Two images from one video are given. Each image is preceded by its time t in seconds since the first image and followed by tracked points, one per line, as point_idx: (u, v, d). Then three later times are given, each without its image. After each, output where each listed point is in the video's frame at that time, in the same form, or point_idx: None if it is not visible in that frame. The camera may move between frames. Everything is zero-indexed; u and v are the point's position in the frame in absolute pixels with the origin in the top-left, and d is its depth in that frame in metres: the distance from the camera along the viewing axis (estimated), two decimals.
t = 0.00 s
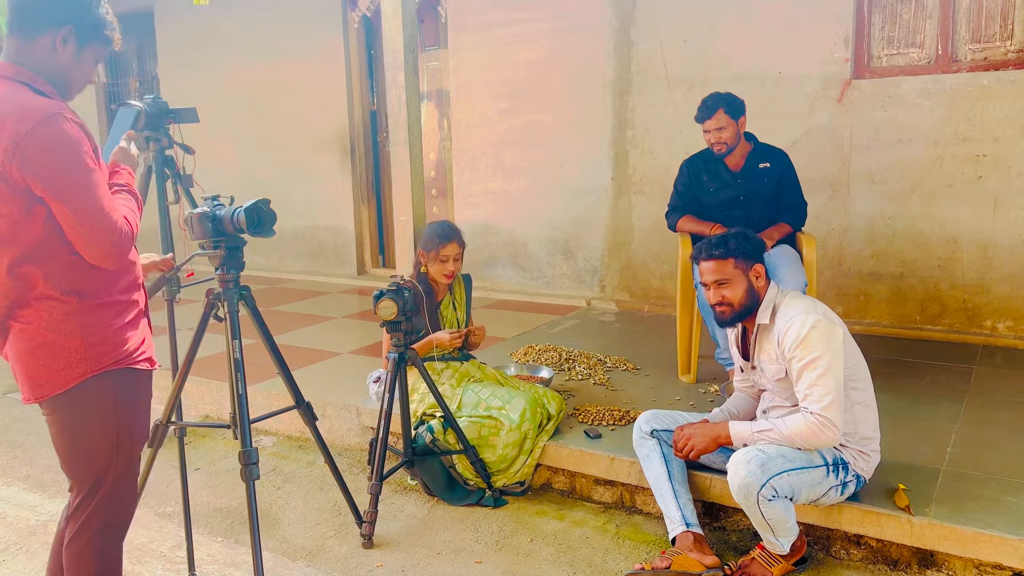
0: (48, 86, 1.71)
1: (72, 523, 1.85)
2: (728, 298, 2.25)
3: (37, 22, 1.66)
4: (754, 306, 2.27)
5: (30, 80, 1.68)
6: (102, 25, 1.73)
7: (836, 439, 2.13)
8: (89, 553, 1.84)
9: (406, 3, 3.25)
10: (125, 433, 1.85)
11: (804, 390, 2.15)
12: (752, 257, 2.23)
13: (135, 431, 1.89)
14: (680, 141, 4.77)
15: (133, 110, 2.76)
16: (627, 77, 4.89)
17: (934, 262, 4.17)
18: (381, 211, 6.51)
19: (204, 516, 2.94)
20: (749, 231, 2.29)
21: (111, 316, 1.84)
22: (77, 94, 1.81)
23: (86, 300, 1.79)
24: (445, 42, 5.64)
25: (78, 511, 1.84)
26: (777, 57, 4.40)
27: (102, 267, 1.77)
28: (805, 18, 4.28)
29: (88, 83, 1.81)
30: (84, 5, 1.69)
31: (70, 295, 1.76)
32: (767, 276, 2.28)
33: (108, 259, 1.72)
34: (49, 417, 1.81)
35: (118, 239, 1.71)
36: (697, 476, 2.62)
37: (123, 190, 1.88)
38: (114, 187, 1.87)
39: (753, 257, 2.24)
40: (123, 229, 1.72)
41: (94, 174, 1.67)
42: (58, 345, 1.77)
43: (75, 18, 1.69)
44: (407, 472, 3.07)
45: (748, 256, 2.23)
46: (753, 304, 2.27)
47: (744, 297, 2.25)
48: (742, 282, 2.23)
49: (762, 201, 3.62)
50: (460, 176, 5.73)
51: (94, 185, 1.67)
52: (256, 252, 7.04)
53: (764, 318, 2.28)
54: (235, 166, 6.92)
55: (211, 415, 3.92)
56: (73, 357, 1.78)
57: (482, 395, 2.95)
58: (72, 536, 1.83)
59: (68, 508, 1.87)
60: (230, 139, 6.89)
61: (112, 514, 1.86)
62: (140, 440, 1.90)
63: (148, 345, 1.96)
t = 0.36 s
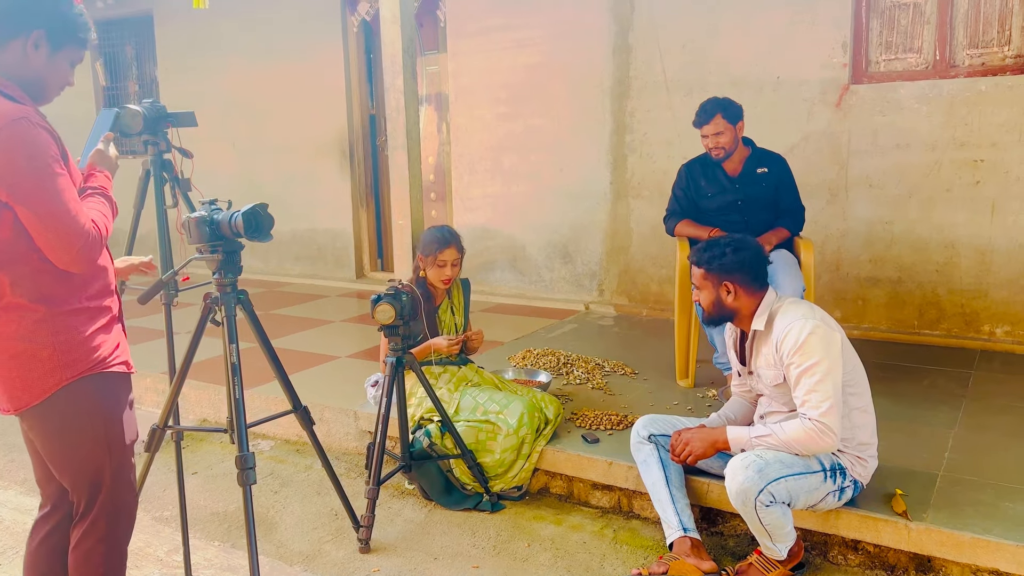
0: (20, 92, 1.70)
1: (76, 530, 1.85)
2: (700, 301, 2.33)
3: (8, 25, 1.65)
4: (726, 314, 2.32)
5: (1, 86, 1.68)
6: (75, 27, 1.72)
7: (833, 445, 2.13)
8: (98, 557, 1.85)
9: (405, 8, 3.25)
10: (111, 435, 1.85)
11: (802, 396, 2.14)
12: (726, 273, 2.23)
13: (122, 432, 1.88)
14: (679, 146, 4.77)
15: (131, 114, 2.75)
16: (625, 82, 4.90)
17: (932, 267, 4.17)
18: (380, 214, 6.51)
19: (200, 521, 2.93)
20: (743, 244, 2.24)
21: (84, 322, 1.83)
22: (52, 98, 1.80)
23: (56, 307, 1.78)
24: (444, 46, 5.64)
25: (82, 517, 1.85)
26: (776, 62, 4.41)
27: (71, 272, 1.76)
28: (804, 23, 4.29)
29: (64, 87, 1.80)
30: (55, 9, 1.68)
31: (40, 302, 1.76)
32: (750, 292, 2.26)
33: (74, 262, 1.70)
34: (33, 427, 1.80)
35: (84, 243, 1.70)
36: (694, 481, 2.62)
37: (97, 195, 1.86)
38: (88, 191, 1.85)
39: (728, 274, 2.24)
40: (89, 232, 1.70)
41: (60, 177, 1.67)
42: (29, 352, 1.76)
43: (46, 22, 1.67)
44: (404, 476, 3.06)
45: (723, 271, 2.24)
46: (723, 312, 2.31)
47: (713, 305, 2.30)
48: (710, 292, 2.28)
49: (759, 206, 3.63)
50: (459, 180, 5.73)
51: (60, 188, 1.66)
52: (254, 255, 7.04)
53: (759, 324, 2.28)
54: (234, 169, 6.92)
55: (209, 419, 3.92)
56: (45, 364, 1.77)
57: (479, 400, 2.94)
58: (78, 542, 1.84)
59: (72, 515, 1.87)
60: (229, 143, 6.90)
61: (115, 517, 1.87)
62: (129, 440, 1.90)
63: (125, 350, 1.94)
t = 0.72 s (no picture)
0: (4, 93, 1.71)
1: (67, 533, 1.85)
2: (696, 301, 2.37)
3: None
4: (718, 319, 2.34)
5: None
6: (58, 27, 1.72)
7: (833, 450, 2.12)
8: (88, 559, 1.84)
9: (406, 12, 3.25)
10: (97, 437, 1.84)
11: (801, 402, 2.14)
12: (710, 283, 2.24)
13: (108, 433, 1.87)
14: (680, 151, 4.78)
15: (133, 117, 2.76)
16: (626, 87, 4.90)
17: (933, 274, 4.17)
18: (381, 218, 6.51)
19: (199, 524, 2.93)
20: (730, 255, 2.22)
21: (68, 324, 1.82)
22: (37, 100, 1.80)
23: (40, 309, 1.78)
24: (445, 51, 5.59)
25: (72, 520, 1.84)
26: (777, 68, 4.41)
27: (55, 273, 1.76)
28: (805, 30, 4.29)
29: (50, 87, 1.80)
30: (35, 8, 1.68)
31: (23, 303, 1.76)
32: (736, 304, 2.26)
33: (57, 263, 1.70)
34: (19, 429, 1.80)
35: (66, 243, 1.69)
36: (694, 487, 2.62)
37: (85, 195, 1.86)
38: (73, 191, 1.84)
39: (712, 285, 2.24)
40: (72, 233, 1.70)
41: (44, 179, 1.67)
42: (14, 353, 1.77)
43: (26, 21, 1.67)
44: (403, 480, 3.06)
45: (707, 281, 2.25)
46: (716, 317, 2.34)
47: (706, 309, 2.34)
48: (700, 296, 2.32)
49: (760, 212, 3.63)
50: (460, 184, 5.73)
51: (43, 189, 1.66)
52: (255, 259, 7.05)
53: (755, 330, 2.28)
54: (235, 172, 6.92)
55: (208, 422, 3.92)
56: (30, 365, 1.77)
57: (479, 404, 2.93)
58: (69, 545, 1.84)
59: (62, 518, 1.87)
60: (230, 146, 6.90)
61: (105, 519, 1.86)
62: (116, 441, 1.89)
63: (110, 351, 1.94)
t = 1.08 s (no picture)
0: (7, 90, 1.70)
1: (64, 532, 1.83)
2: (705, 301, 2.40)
3: None
4: (725, 321, 2.36)
5: None
6: (59, 23, 1.71)
7: (836, 456, 2.09)
8: (85, 558, 1.83)
9: (411, 14, 3.25)
10: (96, 434, 1.83)
11: (802, 408, 2.12)
12: (708, 289, 2.26)
13: (106, 430, 1.86)
14: (683, 156, 4.77)
15: (137, 117, 2.76)
16: (630, 91, 4.90)
17: (936, 281, 4.16)
18: (382, 220, 6.50)
19: (199, 526, 2.92)
20: (726, 263, 2.22)
21: (68, 321, 1.81)
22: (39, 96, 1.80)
23: (40, 306, 1.77)
24: (448, 53, 5.64)
25: (70, 520, 1.83)
26: (781, 73, 4.41)
27: (56, 269, 1.76)
28: (809, 35, 4.29)
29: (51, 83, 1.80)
30: (36, 5, 1.67)
31: (23, 300, 1.75)
32: (735, 309, 2.26)
33: (59, 259, 1.69)
34: (16, 425, 1.79)
35: (68, 239, 1.69)
36: (696, 493, 2.60)
37: (88, 191, 1.85)
38: (76, 187, 1.83)
39: (710, 290, 2.26)
40: (74, 229, 1.69)
41: (45, 175, 1.66)
42: (13, 350, 1.75)
43: (27, 18, 1.66)
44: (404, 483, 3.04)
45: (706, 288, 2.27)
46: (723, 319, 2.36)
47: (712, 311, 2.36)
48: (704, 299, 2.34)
49: (763, 217, 3.62)
50: (462, 187, 5.72)
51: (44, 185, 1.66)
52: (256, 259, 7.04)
53: (757, 334, 2.28)
54: (237, 173, 6.92)
55: (209, 423, 3.90)
56: (29, 362, 1.75)
57: (481, 408, 2.92)
58: (66, 545, 1.82)
59: (59, 518, 1.85)
60: (232, 146, 6.90)
61: (102, 518, 1.85)
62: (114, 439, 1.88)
63: (109, 349, 1.93)
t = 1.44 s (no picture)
0: (16, 88, 1.69)
1: (65, 533, 1.82)
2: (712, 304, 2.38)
3: None
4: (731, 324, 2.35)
5: None
6: (67, 22, 1.70)
7: (841, 462, 2.08)
8: (86, 560, 1.82)
9: (416, 14, 3.23)
10: (101, 433, 1.82)
11: (807, 413, 2.10)
12: (714, 293, 2.25)
13: (111, 430, 1.85)
14: (687, 159, 4.76)
15: (141, 115, 2.75)
16: (634, 93, 4.89)
17: (940, 286, 4.15)
18: (384, 220, 6.49)
19: (199, 526, 2.91)
20: (731, 267, 2.20)
21: (76, 319, 1.80)
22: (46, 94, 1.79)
23: (49, 303, 1.76)
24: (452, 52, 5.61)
25: (71, 520, 1.82)
26: (785, 77, 4.40)
27: (66, 266, 1.75)
28: (814, 38, 4.28)
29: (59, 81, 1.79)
30: (45, 4, 1.66)
31: (32, 297, 1.73)
32: (742, 313, 2.25)
33: (69, 256, 1.68)
34: (20, 423, 1.78)
35: (79, 237, 1.68)
36: (700, 498, 2.59)
37: (98, 189, 1.84)
38: (86, 185, 1.83)
39: (715, 294, 2.25)
40: (84, 226, 1.68)
41: (55, 172, 1.65)
42: (21, 348, 1.74)
43: (36, 16, 1.65)
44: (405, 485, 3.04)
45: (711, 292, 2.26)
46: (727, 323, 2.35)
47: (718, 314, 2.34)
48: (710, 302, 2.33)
49: (768, 220, 3.61)
50: (465, 187, 5.71)
51: (54, 183, 1.65)
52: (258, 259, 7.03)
53: (762, 338, 2.27)
54: (240, 172, 6.91)
55: (209, 423, 3.89)
56: (36, 361, 1.74)
57: (484, 411, 2.92)
58: (67, 546, 1.81)
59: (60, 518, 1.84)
60: (234, 144, 6.88)
61: (104, 519, 1.84)
62: (118, 440, 1.88)
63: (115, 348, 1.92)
